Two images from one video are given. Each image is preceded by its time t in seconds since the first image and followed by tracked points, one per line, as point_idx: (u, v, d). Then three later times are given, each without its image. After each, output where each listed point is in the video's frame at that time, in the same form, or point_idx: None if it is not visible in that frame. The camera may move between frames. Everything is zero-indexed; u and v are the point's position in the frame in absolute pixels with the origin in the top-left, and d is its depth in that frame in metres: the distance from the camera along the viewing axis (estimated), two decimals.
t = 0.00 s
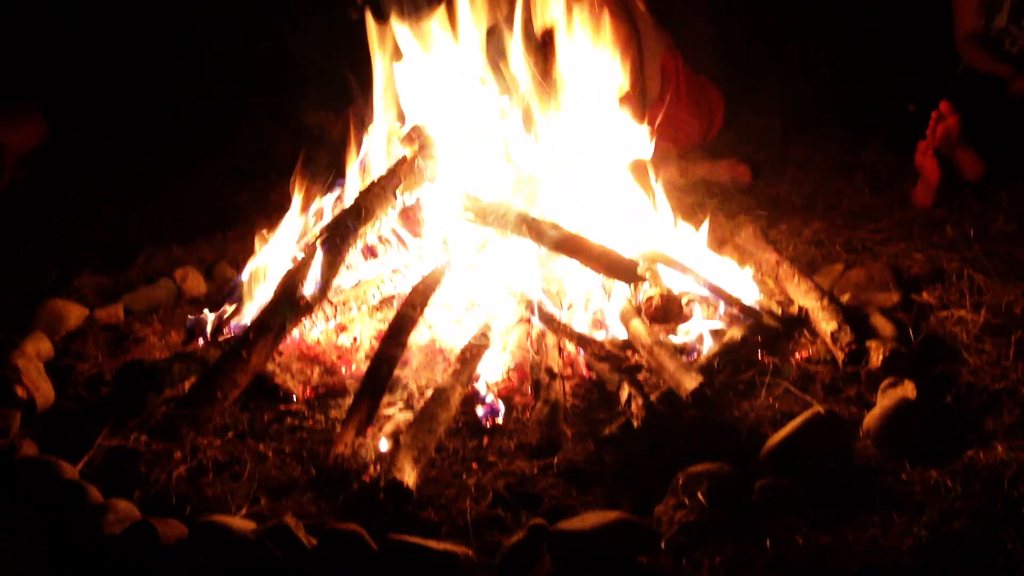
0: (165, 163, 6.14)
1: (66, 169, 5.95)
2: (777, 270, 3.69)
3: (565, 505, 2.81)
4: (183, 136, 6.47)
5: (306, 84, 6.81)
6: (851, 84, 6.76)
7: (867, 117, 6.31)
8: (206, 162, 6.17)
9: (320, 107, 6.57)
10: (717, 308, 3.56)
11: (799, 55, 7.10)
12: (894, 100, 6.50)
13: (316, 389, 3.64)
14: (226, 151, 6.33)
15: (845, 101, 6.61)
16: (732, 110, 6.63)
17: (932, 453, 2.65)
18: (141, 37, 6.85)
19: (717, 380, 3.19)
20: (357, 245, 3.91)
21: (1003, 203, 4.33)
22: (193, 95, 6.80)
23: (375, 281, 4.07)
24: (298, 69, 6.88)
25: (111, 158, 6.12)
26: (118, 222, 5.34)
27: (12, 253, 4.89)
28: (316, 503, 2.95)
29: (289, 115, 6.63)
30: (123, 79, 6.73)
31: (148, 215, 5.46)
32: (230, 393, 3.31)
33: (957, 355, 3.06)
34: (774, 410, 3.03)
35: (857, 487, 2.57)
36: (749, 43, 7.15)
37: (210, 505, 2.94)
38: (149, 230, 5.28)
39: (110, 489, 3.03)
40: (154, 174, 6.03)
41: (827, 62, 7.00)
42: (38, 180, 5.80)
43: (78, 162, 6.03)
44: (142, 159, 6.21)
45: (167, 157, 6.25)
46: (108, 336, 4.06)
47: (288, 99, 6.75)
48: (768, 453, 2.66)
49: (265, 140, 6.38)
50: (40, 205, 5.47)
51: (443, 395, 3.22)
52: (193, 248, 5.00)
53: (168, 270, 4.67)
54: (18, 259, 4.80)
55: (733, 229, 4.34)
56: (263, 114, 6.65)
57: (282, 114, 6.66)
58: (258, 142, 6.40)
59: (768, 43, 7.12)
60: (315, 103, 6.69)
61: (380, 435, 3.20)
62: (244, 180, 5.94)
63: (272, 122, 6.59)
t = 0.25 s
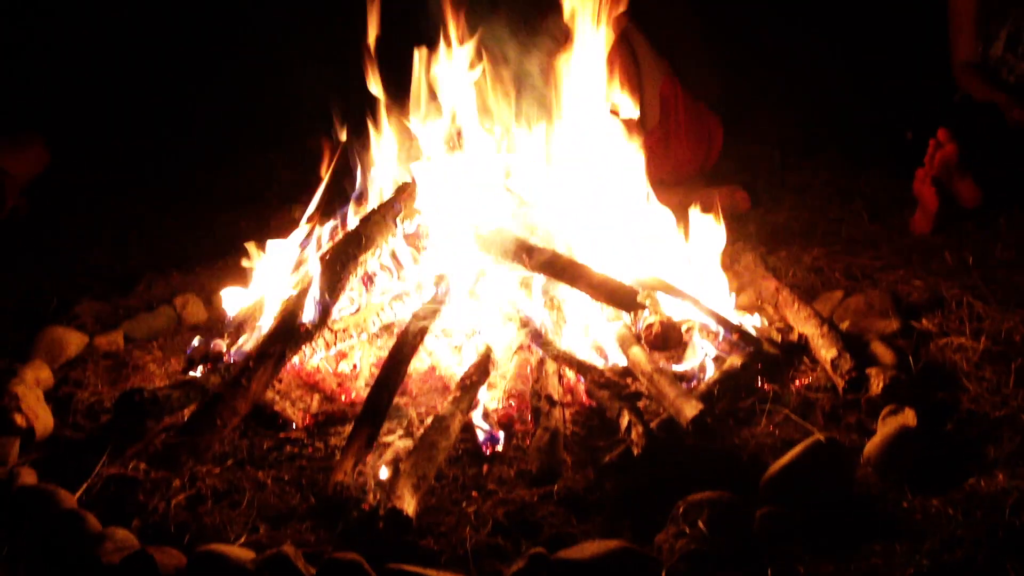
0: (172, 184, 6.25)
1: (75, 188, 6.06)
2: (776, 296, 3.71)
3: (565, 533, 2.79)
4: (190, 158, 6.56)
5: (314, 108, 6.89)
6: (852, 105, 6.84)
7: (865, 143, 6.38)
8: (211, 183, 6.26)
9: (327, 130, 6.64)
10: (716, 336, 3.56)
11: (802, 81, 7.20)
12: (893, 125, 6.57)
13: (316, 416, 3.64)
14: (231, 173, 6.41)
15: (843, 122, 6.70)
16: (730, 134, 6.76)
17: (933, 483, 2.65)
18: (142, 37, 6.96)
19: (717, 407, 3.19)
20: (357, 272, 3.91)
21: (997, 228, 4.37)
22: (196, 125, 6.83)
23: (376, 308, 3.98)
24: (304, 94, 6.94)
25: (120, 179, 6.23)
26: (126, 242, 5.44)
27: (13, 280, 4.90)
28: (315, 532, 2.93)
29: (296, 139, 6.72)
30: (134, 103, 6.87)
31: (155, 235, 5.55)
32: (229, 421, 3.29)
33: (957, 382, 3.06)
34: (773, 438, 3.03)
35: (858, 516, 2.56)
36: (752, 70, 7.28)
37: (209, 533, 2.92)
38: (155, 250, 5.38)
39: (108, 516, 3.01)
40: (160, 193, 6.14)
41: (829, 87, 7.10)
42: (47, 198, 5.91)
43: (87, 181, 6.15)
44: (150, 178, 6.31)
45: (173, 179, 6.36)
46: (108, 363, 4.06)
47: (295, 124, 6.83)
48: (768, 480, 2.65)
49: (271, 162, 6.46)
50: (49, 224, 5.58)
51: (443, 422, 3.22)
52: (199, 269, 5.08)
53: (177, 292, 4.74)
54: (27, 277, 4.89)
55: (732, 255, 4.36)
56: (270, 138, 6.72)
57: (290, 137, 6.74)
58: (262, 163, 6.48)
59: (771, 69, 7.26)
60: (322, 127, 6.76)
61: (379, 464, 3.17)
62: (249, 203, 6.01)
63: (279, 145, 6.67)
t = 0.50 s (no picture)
0: (179, 204, 6.37)
1: (80, 209, 6.17)
2: (775, 323, 3.72)
3: (564, 563, 2.79)
4: (194, 177, 6.66)
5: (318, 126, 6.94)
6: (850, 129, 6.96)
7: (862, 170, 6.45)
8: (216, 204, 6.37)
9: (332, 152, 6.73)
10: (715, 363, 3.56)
11: (803, 98, 7.29)
12: (889, 150, 6.65)
13: (315, 445, 3.63)
14: (235, 195, 6.51)
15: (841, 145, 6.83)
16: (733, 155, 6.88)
17: (935, 512, 2.64)
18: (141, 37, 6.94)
19: (718, 435, 3.17)
20: (357, 300, 3.93)
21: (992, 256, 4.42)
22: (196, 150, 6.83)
23: (375, 335, 3.97)
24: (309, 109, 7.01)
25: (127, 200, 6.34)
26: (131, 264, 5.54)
27: (13, 308, 4.89)
28: (313, 562, 2.90)
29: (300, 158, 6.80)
30: (137, 111, 6.94)
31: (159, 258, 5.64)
32: (228, 450, 3.30)
33: (957, 411, 3.06)
34: (773, 466, 3.02)
35: (861, 544, 2.54)
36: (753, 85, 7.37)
37: (208, 564, 2.90)
38: (159, 272, 5.47)
39: (105, 546, 2.98)
40: (166, 215, 6.25)
41: (829, 106, 7.20)
42: (55, 219, 6.03)
43: (94, 201, 6.25)
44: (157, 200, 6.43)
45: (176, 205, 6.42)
46: (106, 391, 4.04)
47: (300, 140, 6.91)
48: (769, 509, 2.64)
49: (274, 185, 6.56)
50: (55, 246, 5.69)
51: (442, 451, 3.21)
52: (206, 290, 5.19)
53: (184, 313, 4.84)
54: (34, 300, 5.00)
55: (732, 283, 4.34)
56: (275, 157, 6.81)
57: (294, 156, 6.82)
58: (267, 185, 6.58)
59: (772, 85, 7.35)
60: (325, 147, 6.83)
61: (378, 493, 3.13)
62: (252, 227, 6.11)
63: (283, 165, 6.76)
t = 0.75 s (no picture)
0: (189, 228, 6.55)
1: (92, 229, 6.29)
2: (778, 345, 3.68)
3: None
4: (201, 190, 6.74)
5: (319, 132, 6.91)
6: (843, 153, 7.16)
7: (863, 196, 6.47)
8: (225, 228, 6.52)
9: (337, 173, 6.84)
10: (718, 386, 3.55)
11: (804, 97, 7.26)
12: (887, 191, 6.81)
13: (317, 469, 3.62)
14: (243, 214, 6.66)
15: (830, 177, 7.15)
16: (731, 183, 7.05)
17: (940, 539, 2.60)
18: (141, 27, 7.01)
19: (720, 460, 3.19)
20: (359, 324, 3.91)
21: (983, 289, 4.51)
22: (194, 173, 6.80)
23: (376, 360, 3.96)
24: (305, 109, 6.88)
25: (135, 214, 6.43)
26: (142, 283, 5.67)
27: (14, 332, 4.89)
28: None
29: (305, 172, 6.88)
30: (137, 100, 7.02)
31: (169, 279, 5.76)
32: (229, 476, 3.28)
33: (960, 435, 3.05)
34: (776, 491, 3.02)
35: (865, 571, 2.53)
36: (755, 85, 7.34)
37: None
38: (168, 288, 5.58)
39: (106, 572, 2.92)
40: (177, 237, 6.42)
41: (829, 108, 7.20)
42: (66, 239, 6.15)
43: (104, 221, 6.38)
44: (167, 220, 6.57)
45: (179, 232, 6.45)
46: (107, 417, 4.04)
47: (300, 146, 6.89)
48: (774, 534, 2.63)
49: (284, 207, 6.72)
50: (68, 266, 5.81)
51: (444, 476, 3.19)
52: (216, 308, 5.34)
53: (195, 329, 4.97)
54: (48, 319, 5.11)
55: (733, 305, 4.35)
56: (278, 165, 6.86)
57: (299, 170, 6.89)
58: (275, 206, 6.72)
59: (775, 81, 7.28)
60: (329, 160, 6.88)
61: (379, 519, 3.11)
62: (261, 246, 6.25)
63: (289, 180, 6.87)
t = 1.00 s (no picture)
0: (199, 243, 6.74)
1: (97, 249, 6.41)
2: (781, 371, 3.68)
3: None
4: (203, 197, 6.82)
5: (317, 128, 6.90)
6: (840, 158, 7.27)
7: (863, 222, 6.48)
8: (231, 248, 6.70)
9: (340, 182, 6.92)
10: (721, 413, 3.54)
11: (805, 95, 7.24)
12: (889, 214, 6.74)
13: (319, 496, 3.60)
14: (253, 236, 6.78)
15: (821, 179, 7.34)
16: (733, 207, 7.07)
17: (944, 561, 2.61)
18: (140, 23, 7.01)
19: (725, 486, 3.15)
20: (363, 350, 3.93)
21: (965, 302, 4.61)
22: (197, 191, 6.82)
23: (380, 387, 3.96)
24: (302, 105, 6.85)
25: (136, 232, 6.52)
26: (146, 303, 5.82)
27: (17, 360, 4.90)
28: None
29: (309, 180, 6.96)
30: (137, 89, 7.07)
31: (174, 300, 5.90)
32: (231, 503, 3.23)
33: (964, 460, 3.04)
34: (779, 517, 3.00)
35: None
36: (755, 84, 7.34)
37: None
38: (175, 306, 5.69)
39: None
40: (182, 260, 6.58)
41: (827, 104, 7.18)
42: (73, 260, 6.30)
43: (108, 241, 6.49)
44: (170, 235, 6.70)
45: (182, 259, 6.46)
46: (110, 443, 4.04)
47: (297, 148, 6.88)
48: (779, 558, 2.61)
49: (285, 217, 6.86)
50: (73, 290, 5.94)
51: (447, 503, 3.18)
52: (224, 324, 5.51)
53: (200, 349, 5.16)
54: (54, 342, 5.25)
55: (735, 329, 4.35)
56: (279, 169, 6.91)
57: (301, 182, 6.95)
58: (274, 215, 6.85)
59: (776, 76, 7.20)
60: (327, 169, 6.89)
61: (381, 546, 3.10)
62: (266, 263, 6.42)
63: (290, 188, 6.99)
